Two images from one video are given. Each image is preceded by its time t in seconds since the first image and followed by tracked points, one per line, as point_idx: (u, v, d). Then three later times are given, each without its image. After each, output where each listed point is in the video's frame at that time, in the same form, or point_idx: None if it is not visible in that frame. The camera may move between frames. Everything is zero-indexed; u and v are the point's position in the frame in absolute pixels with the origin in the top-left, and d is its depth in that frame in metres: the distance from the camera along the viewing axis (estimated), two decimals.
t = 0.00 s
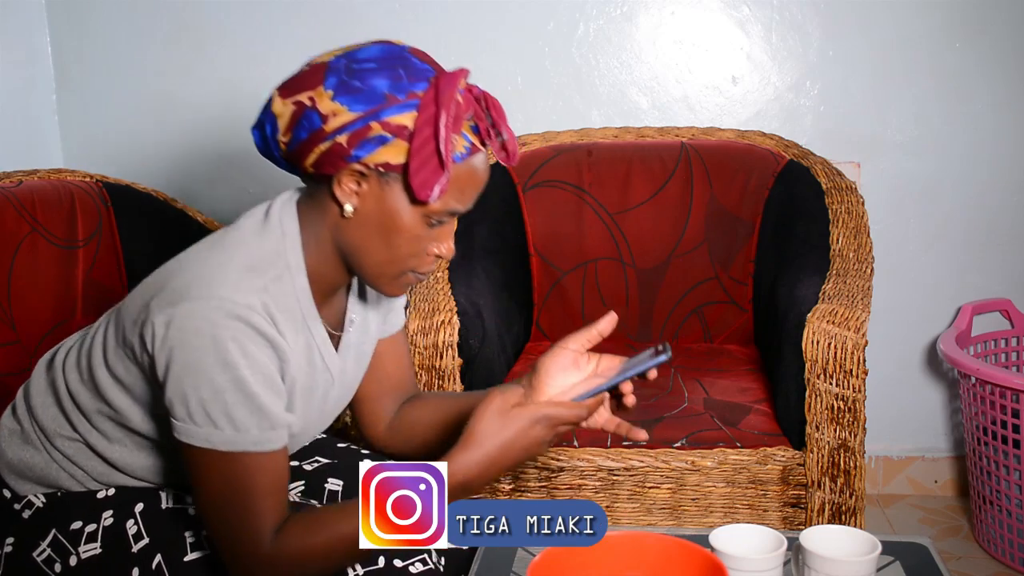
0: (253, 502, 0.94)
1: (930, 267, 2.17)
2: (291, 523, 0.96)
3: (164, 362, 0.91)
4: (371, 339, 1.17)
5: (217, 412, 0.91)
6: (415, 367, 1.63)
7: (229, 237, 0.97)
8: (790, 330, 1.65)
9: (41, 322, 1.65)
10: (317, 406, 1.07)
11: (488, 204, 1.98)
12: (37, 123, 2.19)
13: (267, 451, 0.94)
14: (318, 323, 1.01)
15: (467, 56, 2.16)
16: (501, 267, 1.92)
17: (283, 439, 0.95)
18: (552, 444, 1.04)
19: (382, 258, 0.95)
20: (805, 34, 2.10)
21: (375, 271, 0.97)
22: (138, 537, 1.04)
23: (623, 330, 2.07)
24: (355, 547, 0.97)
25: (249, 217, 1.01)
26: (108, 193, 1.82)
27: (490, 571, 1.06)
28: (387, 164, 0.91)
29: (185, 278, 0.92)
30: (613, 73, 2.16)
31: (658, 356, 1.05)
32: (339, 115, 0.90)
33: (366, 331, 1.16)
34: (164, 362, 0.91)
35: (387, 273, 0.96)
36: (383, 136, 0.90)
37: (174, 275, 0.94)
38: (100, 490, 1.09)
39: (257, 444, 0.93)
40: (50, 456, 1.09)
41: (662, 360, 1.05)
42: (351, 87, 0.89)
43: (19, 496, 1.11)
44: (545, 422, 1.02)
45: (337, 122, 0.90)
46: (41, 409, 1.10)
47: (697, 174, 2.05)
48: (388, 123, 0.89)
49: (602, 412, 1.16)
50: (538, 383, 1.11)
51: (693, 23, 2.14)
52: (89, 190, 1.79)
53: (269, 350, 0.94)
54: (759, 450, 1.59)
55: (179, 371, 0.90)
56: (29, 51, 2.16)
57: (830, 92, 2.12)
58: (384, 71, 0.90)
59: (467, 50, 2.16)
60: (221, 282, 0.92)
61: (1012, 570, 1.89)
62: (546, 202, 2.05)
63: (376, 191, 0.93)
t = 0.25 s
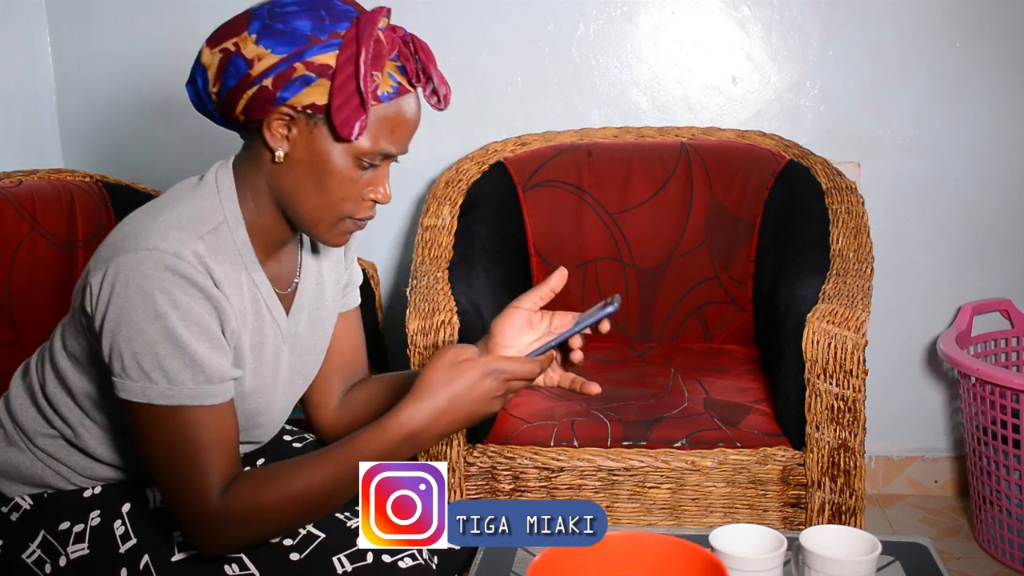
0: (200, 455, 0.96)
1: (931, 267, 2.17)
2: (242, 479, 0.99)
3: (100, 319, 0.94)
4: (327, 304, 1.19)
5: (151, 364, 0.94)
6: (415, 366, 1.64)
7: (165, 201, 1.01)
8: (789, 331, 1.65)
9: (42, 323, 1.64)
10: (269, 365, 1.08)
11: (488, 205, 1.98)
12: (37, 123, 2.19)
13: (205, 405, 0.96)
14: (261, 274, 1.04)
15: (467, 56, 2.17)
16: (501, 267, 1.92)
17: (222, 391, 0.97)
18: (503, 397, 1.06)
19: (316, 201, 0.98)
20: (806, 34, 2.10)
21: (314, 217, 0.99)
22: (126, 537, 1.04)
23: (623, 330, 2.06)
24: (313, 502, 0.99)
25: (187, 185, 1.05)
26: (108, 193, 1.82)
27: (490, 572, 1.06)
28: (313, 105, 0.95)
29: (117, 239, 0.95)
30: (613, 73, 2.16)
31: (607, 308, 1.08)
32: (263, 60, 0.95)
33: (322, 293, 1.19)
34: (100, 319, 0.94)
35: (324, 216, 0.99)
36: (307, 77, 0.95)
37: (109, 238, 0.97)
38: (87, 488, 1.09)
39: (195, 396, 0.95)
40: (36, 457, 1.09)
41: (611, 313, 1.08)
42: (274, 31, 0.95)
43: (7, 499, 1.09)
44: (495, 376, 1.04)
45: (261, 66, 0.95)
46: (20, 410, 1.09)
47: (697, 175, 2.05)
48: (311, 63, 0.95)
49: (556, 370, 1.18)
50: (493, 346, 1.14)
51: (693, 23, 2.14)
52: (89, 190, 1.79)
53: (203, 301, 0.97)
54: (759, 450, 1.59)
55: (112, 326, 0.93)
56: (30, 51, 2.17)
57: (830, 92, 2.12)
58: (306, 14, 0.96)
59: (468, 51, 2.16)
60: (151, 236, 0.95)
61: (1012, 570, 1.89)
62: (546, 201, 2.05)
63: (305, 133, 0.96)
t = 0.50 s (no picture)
0: (198, 455, 0.97)
1: (931, 268, 2.17)
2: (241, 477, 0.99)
3: (98, 319, 0.94)
4: (322, 307, 1.19)
5: (149, 364, 0.94)
6: (415, 366, 1.64)
7: (164, 197, 1.01)
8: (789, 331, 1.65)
9: (42, 323, 1.64)
10: (263, 363, 1.08)
11: (488, 204, 1.98)
12: (37, 123, 2.19)
13: (203, 405, 0.96)
14: (257, 271, 1.04)
15: (467, 56, 2.17)
16: (501, 267, 1.92)
17: (220, 390, 0.97)
18: (498, 399, 1.05)
19: (314, 198, 0.98)
20: (806, 34, 2.10)
21: (310, 214, 1.00)
22: (127, 539, 1.04)
23: (622, 330, 2.06)
24: (310, 501, 1.00)
25: (185, 181, 1.05)
26: (108, 193, 1.82)
27: (490, 572, 1.06)
28: (310, 100, 0.95)
29: (115, 237, 0.95)
30: (613, 72, 2.16)
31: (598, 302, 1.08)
32: (260, 54, 0.95)
33: (317, 294, 1.18)
34: (98, 319, 0.94)
35: (321, 212, 0.99)
36: (304, 71, 0.95)
37: (107, 235, 0.97)
38: (87, 490, 1.09)
39: (193, 396, 0.95)
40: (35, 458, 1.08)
41: (601, 306, 1.08)
42: (271, 25, 0.95)
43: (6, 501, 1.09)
44: (488, 377, 1.04)
45: (259, 61, 0.95)
46: (18, 412, 1.09)
47: (697, 174, 2.05)
48: (308, 57, 0.95)
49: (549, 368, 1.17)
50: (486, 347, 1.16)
51: (693, 23, 2.14)
52: (89, 190, 1.79)
53: (202, 301, 0.97)
54: (759, 450, 1.59)
55: (110, 326, 0.93)
56: (30, 51, 2.17)
57: (830, 91, 2.12)
58: (303, 7, 0.96)
59: (467, 51, 2.16)
60: (148, 235, 0.95)
61: (1012, 569, 1.89)
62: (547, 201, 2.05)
63: (302, 128, 0.97)
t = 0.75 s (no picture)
0: (220, 464, 0.97)
1: (931, 268, 2.17)
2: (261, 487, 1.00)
3: (125, 326, 0.94)
4: (340, 315, 1.19)
5: (176, 374, 0.94)
6: (415, 366, 1.64)
7: (192, 204, 1.00)
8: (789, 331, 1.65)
9: (43, 323, 1.64)
10: (283, 375, 1.08)
11: (488, 204, 1.98)
12: (37, 123, 2.20)
13: (227, 415, 0.96)
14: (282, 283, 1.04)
15: (467, 56, 2.17)
16: (501, 267, 1.92)
17: (243, 402, 0.97)
18: (519, 411, 1.08)
19: (344, 212, 0.99)
20: (806, 34, 2.10)
21: (339, 228, 1.00)
22: (135, 539, 1.04)
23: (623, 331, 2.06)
24: (327, 512, 1.02)
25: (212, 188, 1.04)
26: (108, 193, 1.82)
27: (490, 572, 1.06)
28: (343, 115, 0.96)
29: (144, 244, 0.95)
30: (613, 72, 2.16)
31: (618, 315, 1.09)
32: (294, 69, 0.96)
33: (335, 303, 1.18)
34: (125, 327, 0.94)
35: (350, 226, 1.00)
36: (338, 86, 0.95)
37: (136, 241, 0.97)
38: (98, 489, 1.09)
39: (217, 407, 0.96)
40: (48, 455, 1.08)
41: (621, 318, 1.08)
42: (305, 40, 0.95)
43: (17, 498, 1.10)
44: (508, 391, 1.06)
45: (292, 75, 0.95)
46: (33, 410, 1.10)
47: (697, 174, 2.05)
48: (343, 73, 0.95)
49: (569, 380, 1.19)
50: (506, 357, 1.17)
51: (693, 23, 2.14)
52: (90, 190, 1.79)
53: (229, 312, 0.97)
54: (759, 450, 1.59)
55: (138, 335, 0.93)
56: (30, 51, 2.17)
57: (830, 91, 2.12)
58: (337, 23, 0.96)
59: (467, 50, 2.16)
60: (179, 245, 0.94)
61: (1012, 570, 1.89)
62: (546, 201, 2.05)
63: (335, 143, 0.97)
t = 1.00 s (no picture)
0: (230, 466, 0.97)
1: (931, 268, 2.18)
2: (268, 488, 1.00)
3: (139, 328, 0.94)
4: (350, 318, 1.19)
5: (190, 376, 0.94)
6: (415, 366, 1.64)
7: (208, 206, 1.00)
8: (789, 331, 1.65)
9: (41, 323, 1.64)
10: (294, 378, 1.08)
11: (488, 204, 1.98)
12: (36, 123, 2.20)
13: (240, 418, 0.97)
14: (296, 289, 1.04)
15: (467, 56, 2.17)
16: (500, 267, 1.92)
17: (256, 405, 0.98)
18: (528, 413, 1.08)
19: (359, 219, 0.99)
20: (805, 34, 2.10)
21: (354, 235, 1.00)
22: (139, 539, 1.04)
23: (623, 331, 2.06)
24: (333, 514, 1.02)
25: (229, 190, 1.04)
26: (108, 193, 1.82)
27: (489, 572, 1.06)
28: (362, 122, 0.96)
29: (159, 246, 0.95)
30: (613, 72, 2.16)
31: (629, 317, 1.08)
32: (314, 75, 0.95)
33: (345, 306, 1.18)
34: (139, 328, 0.94)
35: (364, 234, 1.00)
36: (357, 94, 0.95)
37: (152, 242, 0.97)
38: (105, 488, 1.09)
39: (230, 410, 0.96)
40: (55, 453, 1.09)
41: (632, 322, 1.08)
42: (325, 47, 0.95)
43: (22, 495, 1.10)
44: (518, 394, 1.07)
45: (312, 82, 0.95)
46: (42, 407, 1.10)
47: (697, 174, 2.05)
48: (361, 81, 0.95)
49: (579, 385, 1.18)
50: (516, 363, 1.18)
51: (693, 23, 2.14)
52: (90, 190, 1.79)
53: (243, 315, 0.97)
54: (759, 450, 1.59)
55: (152, 336, 0.93)
56: (29, 51, 2.17)
57: (830, 91, 2.12)
58: (357, 30, 0.96)
59: (467, 50, 2.16)
60: (194, 248, 0.94)
61: (1012, 570, 1.89)
62: (546, 201, 2.05)
63: (352, 151, 0.97)
